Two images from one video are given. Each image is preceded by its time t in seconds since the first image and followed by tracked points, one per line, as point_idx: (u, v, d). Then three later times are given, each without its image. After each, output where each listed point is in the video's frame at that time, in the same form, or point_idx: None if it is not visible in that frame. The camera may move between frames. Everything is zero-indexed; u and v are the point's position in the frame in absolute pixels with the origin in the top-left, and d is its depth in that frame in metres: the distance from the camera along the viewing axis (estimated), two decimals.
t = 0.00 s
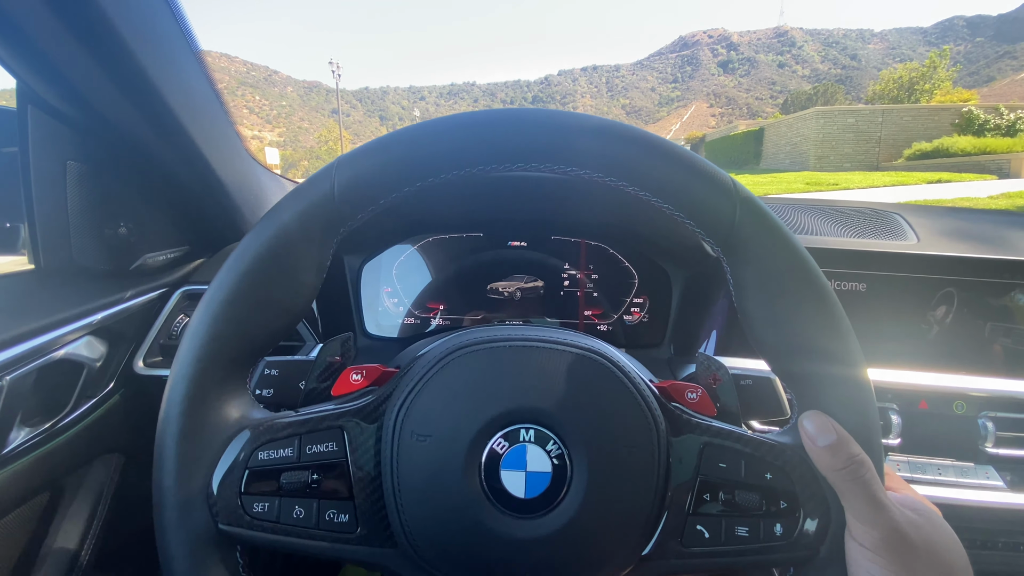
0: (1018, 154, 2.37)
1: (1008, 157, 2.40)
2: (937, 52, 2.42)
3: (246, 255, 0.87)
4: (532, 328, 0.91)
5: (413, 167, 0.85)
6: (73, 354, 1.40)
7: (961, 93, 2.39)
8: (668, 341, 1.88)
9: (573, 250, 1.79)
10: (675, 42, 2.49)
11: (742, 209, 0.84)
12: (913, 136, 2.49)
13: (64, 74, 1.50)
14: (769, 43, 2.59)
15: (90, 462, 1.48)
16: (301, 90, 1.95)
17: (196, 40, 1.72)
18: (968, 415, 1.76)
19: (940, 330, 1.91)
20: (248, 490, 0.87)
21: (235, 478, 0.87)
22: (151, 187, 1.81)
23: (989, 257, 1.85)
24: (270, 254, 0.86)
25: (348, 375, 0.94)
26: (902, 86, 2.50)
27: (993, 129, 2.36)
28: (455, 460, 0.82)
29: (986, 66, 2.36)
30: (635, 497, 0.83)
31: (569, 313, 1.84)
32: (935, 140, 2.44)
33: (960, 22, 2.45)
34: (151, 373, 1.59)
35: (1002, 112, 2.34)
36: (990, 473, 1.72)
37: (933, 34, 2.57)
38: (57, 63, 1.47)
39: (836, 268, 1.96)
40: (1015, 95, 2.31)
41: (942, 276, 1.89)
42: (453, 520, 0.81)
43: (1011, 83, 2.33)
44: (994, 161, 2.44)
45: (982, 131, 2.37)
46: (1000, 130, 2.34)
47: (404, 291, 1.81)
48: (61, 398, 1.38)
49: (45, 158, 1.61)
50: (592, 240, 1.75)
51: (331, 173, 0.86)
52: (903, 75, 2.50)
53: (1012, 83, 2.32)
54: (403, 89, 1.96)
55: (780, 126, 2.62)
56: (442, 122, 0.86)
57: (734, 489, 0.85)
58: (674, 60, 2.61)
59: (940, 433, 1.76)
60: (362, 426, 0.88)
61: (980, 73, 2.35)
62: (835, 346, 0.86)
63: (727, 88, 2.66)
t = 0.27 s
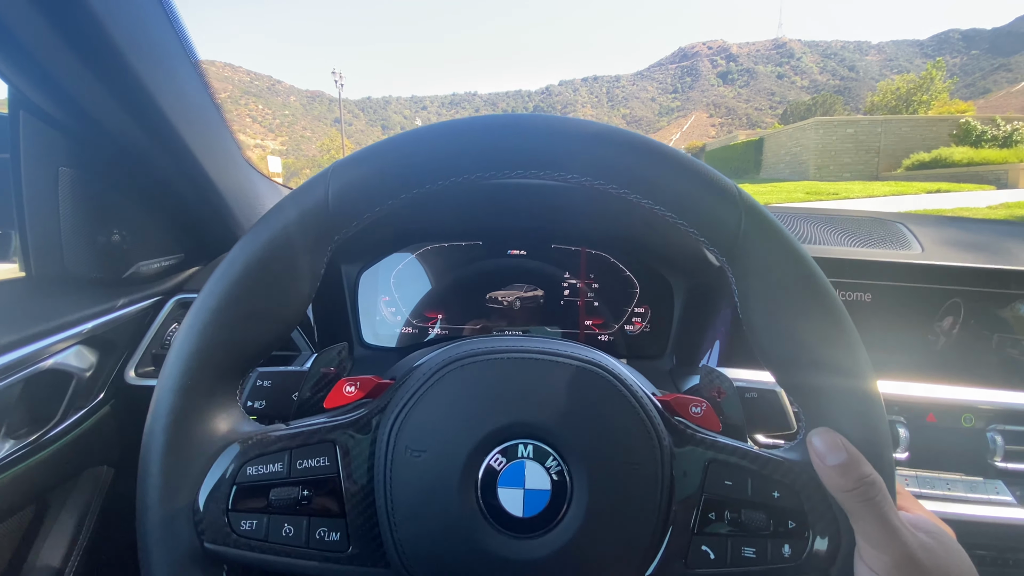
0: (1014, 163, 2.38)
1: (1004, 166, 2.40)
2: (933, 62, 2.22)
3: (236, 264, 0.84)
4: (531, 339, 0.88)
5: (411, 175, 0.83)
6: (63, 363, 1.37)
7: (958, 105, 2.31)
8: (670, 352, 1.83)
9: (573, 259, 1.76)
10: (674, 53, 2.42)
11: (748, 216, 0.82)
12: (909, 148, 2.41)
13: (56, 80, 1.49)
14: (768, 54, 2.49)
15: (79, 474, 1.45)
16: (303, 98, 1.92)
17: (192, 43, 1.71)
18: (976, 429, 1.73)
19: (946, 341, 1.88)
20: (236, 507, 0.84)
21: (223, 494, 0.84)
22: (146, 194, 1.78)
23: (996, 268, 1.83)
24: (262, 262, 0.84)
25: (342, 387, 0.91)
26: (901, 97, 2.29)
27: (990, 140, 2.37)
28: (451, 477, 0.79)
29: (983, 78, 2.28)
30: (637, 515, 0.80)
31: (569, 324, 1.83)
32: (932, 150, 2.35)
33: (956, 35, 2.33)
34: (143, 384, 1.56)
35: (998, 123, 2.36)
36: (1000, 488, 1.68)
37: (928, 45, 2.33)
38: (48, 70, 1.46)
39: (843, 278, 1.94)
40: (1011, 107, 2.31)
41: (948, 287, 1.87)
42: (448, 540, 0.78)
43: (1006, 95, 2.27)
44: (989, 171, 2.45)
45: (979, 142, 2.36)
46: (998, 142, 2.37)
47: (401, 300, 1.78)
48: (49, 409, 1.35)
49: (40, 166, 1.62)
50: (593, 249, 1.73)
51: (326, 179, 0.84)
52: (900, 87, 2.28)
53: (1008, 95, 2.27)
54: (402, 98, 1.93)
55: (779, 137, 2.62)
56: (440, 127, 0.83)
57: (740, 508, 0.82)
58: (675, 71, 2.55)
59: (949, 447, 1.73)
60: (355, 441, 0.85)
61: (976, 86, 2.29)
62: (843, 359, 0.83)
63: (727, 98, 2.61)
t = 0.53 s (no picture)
0: (1015, 180, 2.31)
1: (1004, 183, 2.34)
2: (932, 82, 2.49)
3: (242, 291, 0.86)
4: (528, 365, 0.89)
5: (417, 206, 0.85)
6: (68, 385, 1.38)
7: (957, 123, 2.45)
8: (667, 373, 1.82)
9: (571, 280, 1.79)
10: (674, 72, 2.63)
11: (738, 245, 0.84)
12: (908, 165, 2.48)
13: (65, 105, 1.53)
14: (767, 73, 2.91)
15: (80, 494, 1.46)
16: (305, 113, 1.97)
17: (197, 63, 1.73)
18: (973, 453, 1.73)
19: (942, 364, 1.89)
20: (235, 532, 0.85)
21: (223, 518, 0.85)
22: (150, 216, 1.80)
23: (992, 292, 1.85)
24: (267, 290, 0.86)
25: (340, 412, 0.91)
26: (899, 114, 2.49)
27: (989, 158, 2.32)
28: (448, 503, 0.80)
29: (982, 97, 2.43)
30: (631, 542, 0.81)
31: (567, 344, 1.84)
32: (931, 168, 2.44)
33: (954, 54, 2.66)
34: (145, 404, 1.57)
35: (998, 141, 2.30)
36: (999, 513, 1.69)
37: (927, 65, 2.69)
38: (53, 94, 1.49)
39: (836, 301, 1.94)
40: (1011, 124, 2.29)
41: (944, 310, 1.88)
42: (444, 567, 0.79)
43: (1005, 112, 2.32)
44: (989, 188, 2.37)
45: (977, 159, 2.34)
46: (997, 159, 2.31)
47: (401, 320, 1.80)
48: (53, 430, 1.36)
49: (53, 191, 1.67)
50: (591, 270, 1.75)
51: (330, 208, 0.86)
52: (898, 105, 2.50)
53: (1008, 112, 2.31)
54: (406, 115, 2.16)
55: (778, 154, 2.80)
56: (445, 158, 0.86)
57: (733, 536, 0.83)
58: (675, 89, 2.80)
59: (944, 470, 1.74)
60: (354, 465, 0.86)
61: (974, 104, 2.42)
62: (834, 385, 0.85)
63: (726, 115, 2.87)
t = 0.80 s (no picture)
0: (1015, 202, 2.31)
1: (1004, 206, 2.33)
2: (928, 103, 2.36)
3: (243, 363, 0.85)
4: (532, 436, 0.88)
5: (419, 276, 0.86)
6: (66, 440, 1.37)
7: (952, 145, 2.30)
8: (670, 420, 1.80)
9: (574, 323, 1.75)
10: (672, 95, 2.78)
11: (740, 313, 0.84)
12: (904, 187, 2.49)
13: (67, 156, 1.55)
14: (761, 96, 2.71)
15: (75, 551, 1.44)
16: (310, 136, 2.31)
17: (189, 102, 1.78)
18: (979, 507, 1.70)
19: (946, 416, 1.87)
20: None
21: None
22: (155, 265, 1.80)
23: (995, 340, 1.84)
24: (268, 362, 0.85)
25: (338, 484, 0.92)
26: (895, 137, 2.51)
27: (987, 179, 2.33)
28: None
29: (976, 117, 2.15)
30: None
31: (567, 389, 1.75)
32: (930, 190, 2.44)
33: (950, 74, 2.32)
34: (143, 455, 1.56)
35: (995, 163, 2.32)
36: (1006, 569, 1.63)
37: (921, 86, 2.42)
38: (57, 146, 1.51)
39: (840, 349, 1.92)
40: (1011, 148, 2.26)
41: (947, 361, 1.87)
42: None
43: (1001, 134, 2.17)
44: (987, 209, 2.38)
45: (976, 181, 2.33)
46: (995, 181, 2.34)
47: (402, 363, 1.77)
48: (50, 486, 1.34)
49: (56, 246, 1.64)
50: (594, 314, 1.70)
51: (334, 278, 0.86)
52: (895, 127, 2.51)
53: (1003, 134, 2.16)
54: (411, 135, 2.92)
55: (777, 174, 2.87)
56: (446, 228, 0.87)
57: None
58: (673, 110, 2.91)
59: (955, 527, 1.69)
60: (353, 541, 0.86)
61: (970, 124, 2.18)
62: (839, 443, 0.85)
63: (726, 135, 3.01)
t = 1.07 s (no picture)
0: None
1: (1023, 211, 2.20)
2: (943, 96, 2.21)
3: (233, 441, 0.87)
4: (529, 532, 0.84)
5: (407, 356, 0.86)
6: (45, 510, 1.32)
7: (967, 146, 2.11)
8: (676, 474, 1.74)
9: (576, 372, 1.71)
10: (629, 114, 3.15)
11: (730, 379, 0.85)
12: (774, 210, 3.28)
13: (57, 229, 1.42)
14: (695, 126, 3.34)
15: None
16: (312, 157, 4.05)
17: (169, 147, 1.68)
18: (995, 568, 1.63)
19: (959, 474, 1.82)
20: None
21: None
22: (148, 318, 1.66)
23: (999, 394, 1.81)
24: (256, 442, 0.86)
25: None
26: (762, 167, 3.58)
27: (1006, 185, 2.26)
28: None
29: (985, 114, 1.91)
30: None
31: (569, 443, 1.71)
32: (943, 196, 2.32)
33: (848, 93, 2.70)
34: (126, 520, 1.52)
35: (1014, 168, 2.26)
36: None
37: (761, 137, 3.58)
38: (41, 216, 1.38)
39: (851, 404, 1.85)
40: None
41: (960, 416, 1.82)
42: None
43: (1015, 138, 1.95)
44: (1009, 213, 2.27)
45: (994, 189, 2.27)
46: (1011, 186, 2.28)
47: (397, 415, 1.73)
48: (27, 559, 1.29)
49: (41, 310, 1.54)
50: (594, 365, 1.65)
51: (325, 357, 0.86)
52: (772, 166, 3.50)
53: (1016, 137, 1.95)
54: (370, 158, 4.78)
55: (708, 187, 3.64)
56: (433, 303, 0.88)
57: None
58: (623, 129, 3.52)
59: None
60: None
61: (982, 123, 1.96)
62: (843, 498, 0.88)
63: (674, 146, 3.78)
